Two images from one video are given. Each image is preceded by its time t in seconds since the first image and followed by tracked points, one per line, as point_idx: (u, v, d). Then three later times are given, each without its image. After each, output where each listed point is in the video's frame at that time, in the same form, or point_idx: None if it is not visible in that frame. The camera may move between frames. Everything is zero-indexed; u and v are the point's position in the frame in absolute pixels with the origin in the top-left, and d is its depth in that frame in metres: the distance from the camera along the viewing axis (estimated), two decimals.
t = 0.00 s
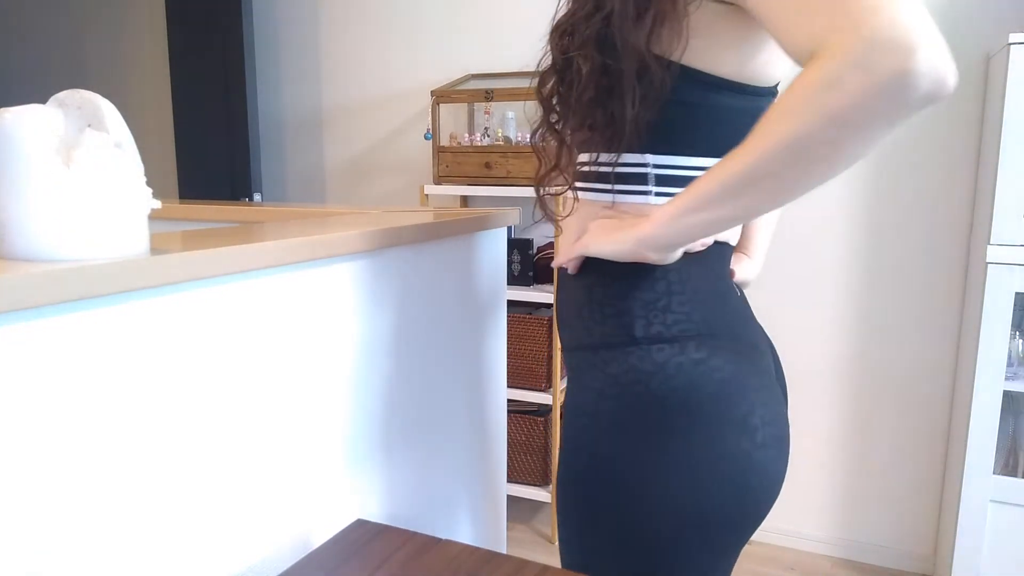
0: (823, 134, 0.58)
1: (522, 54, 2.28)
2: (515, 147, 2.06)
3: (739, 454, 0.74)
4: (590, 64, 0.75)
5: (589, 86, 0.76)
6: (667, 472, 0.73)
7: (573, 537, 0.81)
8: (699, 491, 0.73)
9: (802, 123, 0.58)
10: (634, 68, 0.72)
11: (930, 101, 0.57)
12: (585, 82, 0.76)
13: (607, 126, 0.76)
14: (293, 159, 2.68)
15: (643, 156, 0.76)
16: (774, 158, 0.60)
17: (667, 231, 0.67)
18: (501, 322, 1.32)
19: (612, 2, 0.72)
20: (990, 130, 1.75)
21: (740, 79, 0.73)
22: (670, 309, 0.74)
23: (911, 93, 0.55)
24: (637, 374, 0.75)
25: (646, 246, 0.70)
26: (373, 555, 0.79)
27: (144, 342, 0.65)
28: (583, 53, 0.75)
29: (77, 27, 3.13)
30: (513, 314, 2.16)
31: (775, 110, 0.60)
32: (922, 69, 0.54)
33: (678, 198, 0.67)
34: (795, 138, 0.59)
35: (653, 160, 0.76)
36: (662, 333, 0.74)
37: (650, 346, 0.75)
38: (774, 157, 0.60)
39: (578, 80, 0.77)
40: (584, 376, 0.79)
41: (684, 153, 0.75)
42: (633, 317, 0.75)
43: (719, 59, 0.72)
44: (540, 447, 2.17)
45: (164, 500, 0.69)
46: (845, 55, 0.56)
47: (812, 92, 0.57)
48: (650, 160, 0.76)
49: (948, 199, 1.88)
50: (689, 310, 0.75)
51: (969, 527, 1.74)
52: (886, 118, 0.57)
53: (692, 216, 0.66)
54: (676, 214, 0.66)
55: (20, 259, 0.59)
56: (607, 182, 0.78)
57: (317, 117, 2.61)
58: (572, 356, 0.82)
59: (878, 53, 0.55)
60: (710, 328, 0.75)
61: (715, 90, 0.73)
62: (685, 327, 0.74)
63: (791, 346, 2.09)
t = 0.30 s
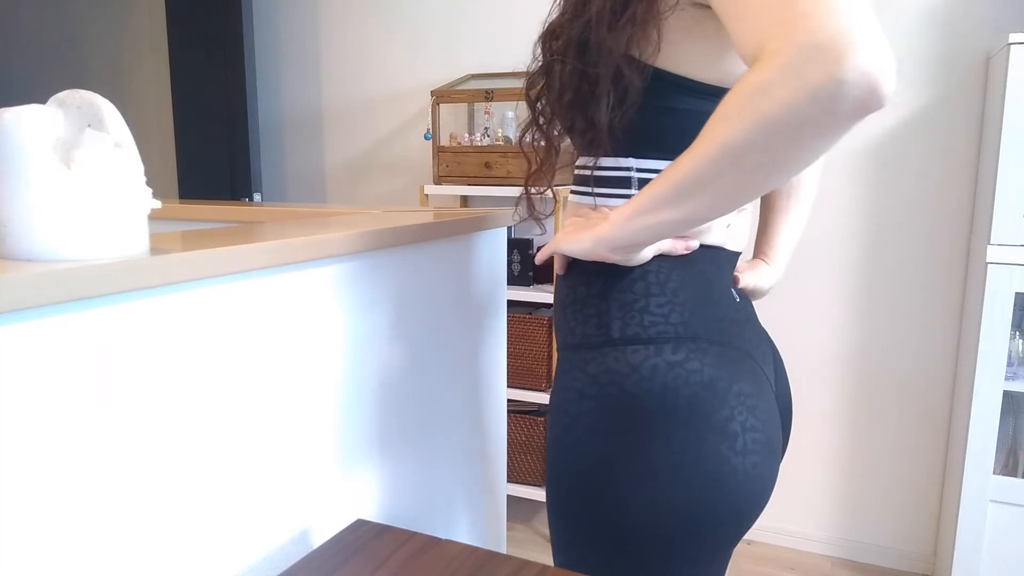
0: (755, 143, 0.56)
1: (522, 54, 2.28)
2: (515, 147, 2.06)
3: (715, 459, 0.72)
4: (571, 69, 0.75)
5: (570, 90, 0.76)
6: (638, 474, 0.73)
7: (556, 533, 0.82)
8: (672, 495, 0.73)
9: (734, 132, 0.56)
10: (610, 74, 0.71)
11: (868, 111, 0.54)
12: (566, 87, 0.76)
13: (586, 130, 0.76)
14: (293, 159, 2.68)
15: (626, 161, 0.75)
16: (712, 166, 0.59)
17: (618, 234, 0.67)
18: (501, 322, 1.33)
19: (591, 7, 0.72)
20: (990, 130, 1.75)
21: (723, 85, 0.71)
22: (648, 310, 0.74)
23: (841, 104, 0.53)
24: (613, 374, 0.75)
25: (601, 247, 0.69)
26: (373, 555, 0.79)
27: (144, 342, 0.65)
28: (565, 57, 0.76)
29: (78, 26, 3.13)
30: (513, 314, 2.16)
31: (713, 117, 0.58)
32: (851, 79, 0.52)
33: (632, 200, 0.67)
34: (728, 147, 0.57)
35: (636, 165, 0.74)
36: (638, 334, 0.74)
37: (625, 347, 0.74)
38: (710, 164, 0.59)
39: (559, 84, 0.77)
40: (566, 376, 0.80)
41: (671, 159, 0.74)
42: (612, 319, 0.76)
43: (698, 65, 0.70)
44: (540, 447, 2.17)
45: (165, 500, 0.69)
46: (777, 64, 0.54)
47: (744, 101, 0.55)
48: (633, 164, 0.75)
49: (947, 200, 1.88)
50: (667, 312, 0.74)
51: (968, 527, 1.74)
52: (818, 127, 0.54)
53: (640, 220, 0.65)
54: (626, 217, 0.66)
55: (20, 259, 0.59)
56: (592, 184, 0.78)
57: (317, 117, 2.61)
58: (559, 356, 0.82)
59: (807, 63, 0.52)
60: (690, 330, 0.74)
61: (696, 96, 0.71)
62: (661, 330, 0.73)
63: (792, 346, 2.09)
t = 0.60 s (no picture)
0: (773, 144, 0.56)
1: (522, 54, 2.28)
2: (515, 147, 2.06)
3: (719, 462, 0.73)
4: (581, 71, 0.75)
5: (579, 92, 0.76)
6: (641, 477, 0.73)
7: (557, 532, 0.82)
8: (675, 498, 0.72)
9: (752, 132, 0.56)
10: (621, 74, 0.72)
11: (891, 118, 0.53)
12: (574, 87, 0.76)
13: (596, 130, 0.76)
14: (293, 160, 2.68)
15: (631, 162, 0.75)
16: (727, 167, 0.58)
17: (628, 232, 0.67)
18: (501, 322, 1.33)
19: (601, 7, 0.71)
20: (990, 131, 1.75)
21: (734, 86, 0.71)
22: (652, 314, 0.74)
23: (864, 109, 0.52)
24: (616, 378, 0.75)
25: (610, 245, 0.69)
26: (373, 554, 0.79)
27: (145, 342, 0.65)
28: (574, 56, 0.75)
29: (78, 27, 3.13)
30: (513, 314, 2.16)
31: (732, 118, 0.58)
32: (875, 84, 0.51)
33: (644, 199, 0.67)
34: (747, 147, 0.57)
35: (641, 166, 0.74)
36: (642, 338, 0.74)
37: (629, 350, 0.74)
38: (725, 165, 0.58)
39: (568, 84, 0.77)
40: (567, 379, 0.80)
41: (682, 160, 0.74)
42: (615, 321, 0.76)
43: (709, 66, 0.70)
44: (540, 447, 2.17)
45: (166, 499, 0.69)
46: (801, 67, 0.53)
47: (764, 101, 0.55)
48: (638, 166, 0.75)
49: (947, 200, 1.88)
50: (672, 316, 0.74)
51: (968, 527, 1.74)
52: (839, 132, 0.54)
53: (651, 220, 0.65)
54: (637, 215, 0.66)
55: (20, 259, 0.59)
56: (596, 184, 0.78)
57: (317, 117, 2.61)
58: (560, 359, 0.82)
59: (830, 67, 0.52)
60: (695, 334, 0.74)
61: (707, 97, 0.71)
62: (665, 333, 0.73)
63: (791, 347, 2.09)
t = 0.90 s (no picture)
0: (824, 156, 0.57)
1: (522, 55, 2.29)
2: (515, 147, 2.06)
3: (726, 464, 0.73)
4: (599, 75, 0.73)
5: (596, 96, 0.74)
6: (649, 480, 0.73)
7: (558, 534, 0.81)
8: (683, 500, 0.73)
9: (804, 144, 0.57)
10: (643, 80, 0.71)
11: (937, 137, 0.56)
12: (591, 92, 0.74)
13: (613, 136, 0.75)
14: (293, 160, 2.68)
15: (638, 162, 0.76)
16: (770, 177, 0.59)
17: (656, 237, 0.67)
18: (501, 322, 1.32)
19: (623, 13, 0.70)
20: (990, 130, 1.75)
21: (744, 89, 0.72)
22: (657, 316, 0.74)
23: (918, 128, 0.54)
24: (621, 381, 0.74)
25: (634, 249, 0.69)
26: (373, 554, 0.79)
27: (145, 342, 0.65)
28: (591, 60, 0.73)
29: (78, 26, 3.13)
30: (513, 314, 2.16)
31: (779, 128, 0.59)
32: (931, 105, 0.53)
33: (672, 203, 0.66)
34: (796, 158, 0.57)
35: (647, 167, 0.76)
36: (648, 340, 0.74)
37: (635, 353, 0.74)
38: (769, 175, 0.59)
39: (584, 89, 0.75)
40: (569, 383, 0.79)
41: (686, 161, 0.75)
42: (620, 324, 0.75)
43: (726, 70, 0.71)
44: (540, 447, 2.17)
45: (165, 499, 0.69)
46: (856, 82, 0.54)
47: (819, 114, 0.56)
48: (645, 166, 0.76)
49: (948, 200, 1.88)
50: (678, 319, 0.74)
51: (968, 528, 1.74)
52: (888, 149, 0.56)
53: (682, 225, 0.65)
54: (667, 220, 0.66)
55: (20, 260, 0.59)
56: (603, 184, 0.78)
57: (317, 117, 2.61)
58: (559, 363, 0.81)
59: (886, 85, 0.53)
60: (701, 336, 0.74)
61: (719, 101, 0.72)
62: (671, 336, 0.73)
63: (791, 346, 2.09)
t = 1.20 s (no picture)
0: (835, 156, 0.57)
1: (522, 55, 2.29)
2: (515, 147, 2.06)
3: (732, 465, 0.73)
4: (606, 74, 0.73)
5: (603, 95, 0.74)
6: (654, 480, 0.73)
7: (560, 533, 0.81)
8: (685, 501, 0.73)
9: (815, 144, 0.57)
10: (652, 79, 0.71)
11: (948, 138, 0.56)
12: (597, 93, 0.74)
13: (620, 137, 0.75)
14: (293, 160, 2.68)
15: (642, 162, 0.75)
16: (778, 176, 0.59)
17: (662, 235, 0.66)
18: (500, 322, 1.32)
19: (632, 11, 0.70)
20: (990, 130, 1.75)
21: (750, 90, 0.72)
22: (663, 317, 0.74)
23: (930, 130, 0.54)
24: (627, 383, 0.74)
25: (639, 247, 0.69)
26: (373, 554, 0.79)
27: (145, 342, 0.65)
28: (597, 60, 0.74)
29: (77, 26, 3.13)
30: (513, 314, 2.16)
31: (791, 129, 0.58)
32: (944, 107, 0.53)
33: (678, 202, 0.66)
34: (805, 157, 0.57)
35: (652, 167, 0.75)
36: (654, 341, 0.74)
37: (640, 355, 0.74)
38: (778, 173, 0.59)
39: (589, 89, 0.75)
40: (574, 384, 0.78)
41: (691, 162, 0.75)
42: (626, 325, 0.75)
43: (734, 71, 0.71)
44: (540, 447, 2.17)
45: (164, 500, 0.69)
46: (869, 81, 0.54)
47: (832, 115, 0.56)
48: (649, 166, 0.75)
49: (948, 200, 1.88)
50: (684, 320, 0.74)
51: (969, 528, 1.74)
52: (899, 150, 0.56)
53: (688, 224, 0.65)
54: (674, 218, 0.65)
55: (20, 260, 0.59)
56: (609, 183, 0.77)
57: (317, 117, 2.62)
58: (562, 363, 0.81)
59: (900, 85, 0.53)
60: (708, 337, 0.74)
61: (726, 102, 0.72)
62: (677, 336, 0.73)
63: (791, 346, 2.09)
